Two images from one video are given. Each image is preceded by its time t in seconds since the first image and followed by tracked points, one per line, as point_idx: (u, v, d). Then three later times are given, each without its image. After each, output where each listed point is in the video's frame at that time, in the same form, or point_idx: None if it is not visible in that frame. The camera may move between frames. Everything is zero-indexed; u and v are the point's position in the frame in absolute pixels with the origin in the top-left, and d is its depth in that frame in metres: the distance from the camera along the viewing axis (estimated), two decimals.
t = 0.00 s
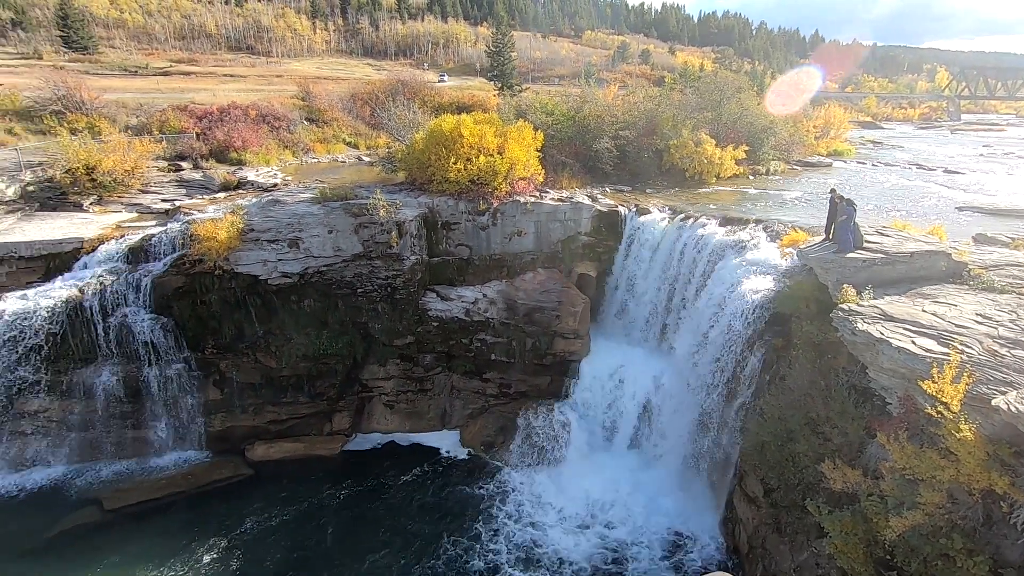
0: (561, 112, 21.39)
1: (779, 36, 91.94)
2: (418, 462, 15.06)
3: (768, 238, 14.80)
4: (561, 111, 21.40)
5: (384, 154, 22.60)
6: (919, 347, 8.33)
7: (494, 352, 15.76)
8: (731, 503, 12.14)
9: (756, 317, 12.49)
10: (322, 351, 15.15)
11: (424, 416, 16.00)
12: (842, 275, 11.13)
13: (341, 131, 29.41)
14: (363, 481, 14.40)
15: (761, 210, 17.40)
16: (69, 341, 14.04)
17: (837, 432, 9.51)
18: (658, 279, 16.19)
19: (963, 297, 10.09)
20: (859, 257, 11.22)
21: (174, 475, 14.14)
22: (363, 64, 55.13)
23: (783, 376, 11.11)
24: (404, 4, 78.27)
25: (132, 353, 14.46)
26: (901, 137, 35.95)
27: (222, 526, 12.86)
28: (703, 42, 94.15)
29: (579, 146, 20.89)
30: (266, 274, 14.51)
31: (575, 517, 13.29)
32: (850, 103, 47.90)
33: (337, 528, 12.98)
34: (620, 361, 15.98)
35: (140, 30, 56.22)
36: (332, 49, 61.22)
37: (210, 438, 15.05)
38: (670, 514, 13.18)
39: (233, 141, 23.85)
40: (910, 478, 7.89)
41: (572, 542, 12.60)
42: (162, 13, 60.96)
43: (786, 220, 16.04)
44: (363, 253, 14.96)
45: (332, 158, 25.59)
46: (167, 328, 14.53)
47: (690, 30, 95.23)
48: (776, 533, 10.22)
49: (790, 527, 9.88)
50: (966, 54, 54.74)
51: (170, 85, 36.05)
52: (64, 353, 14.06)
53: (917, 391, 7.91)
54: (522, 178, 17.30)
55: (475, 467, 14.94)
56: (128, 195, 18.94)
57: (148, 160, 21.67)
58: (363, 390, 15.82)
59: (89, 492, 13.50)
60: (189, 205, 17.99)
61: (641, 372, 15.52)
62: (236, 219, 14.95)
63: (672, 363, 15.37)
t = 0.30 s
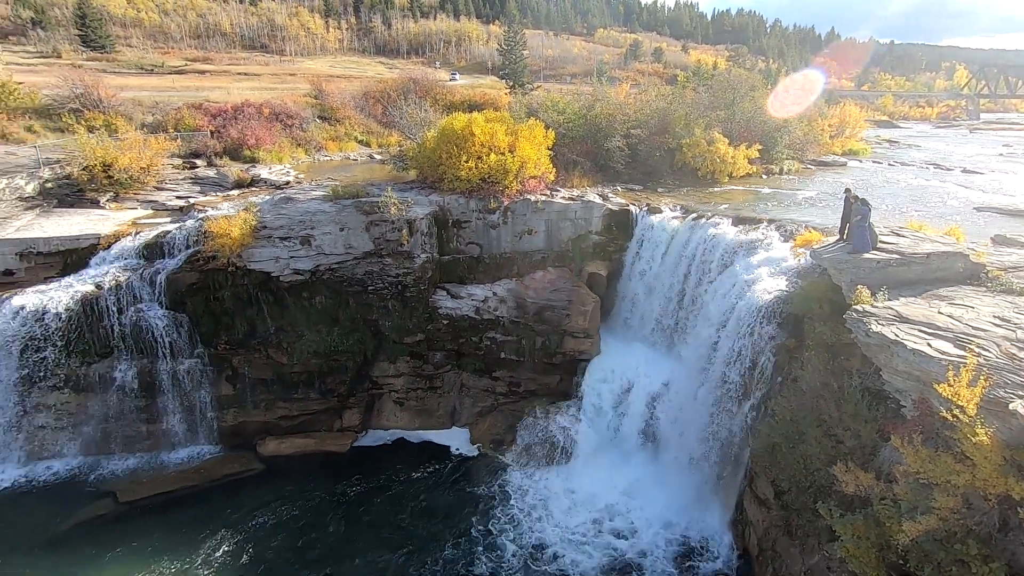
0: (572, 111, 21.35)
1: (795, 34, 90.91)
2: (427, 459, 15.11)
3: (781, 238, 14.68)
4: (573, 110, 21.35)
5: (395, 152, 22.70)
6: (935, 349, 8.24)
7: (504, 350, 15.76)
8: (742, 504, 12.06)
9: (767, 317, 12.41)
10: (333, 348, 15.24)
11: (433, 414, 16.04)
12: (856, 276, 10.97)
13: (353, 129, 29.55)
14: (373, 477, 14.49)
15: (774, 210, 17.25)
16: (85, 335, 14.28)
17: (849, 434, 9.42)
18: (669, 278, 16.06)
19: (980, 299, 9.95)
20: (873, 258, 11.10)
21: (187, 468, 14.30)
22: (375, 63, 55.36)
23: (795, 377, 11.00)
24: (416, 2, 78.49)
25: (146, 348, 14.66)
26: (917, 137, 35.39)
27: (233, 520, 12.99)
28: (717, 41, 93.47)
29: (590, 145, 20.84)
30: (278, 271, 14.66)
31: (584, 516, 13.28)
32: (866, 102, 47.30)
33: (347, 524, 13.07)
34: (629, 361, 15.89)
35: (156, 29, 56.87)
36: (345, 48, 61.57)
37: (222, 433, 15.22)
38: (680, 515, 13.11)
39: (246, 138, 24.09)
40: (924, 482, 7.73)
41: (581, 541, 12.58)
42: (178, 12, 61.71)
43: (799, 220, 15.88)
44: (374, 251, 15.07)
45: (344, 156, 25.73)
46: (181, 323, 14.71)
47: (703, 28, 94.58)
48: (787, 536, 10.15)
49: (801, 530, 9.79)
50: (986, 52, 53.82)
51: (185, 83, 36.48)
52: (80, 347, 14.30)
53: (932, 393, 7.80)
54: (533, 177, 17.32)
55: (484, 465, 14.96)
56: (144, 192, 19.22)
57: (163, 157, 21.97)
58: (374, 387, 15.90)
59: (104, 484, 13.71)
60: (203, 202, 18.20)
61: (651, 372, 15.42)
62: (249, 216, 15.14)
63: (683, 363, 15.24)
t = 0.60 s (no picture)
0: (584, 109, 21.30)
1: (811, 32, 89.86)
2: (437, 456, 15.16)
3: (795, 239, 14.55)
4: (585, 108, 21.28)
5: (407, 150, 22.80)
6: (951, 352, 8.17)
7: (514, 349, 15.76)
8: (752, 507, 11.96)
9: (780, 318, 12.31)
10: (345, 345, 15.35)
11: (443, 411, 16.09)
12: (871, 278, 10.81)
13: (366, 128, 29.64)
14: (383, 474, 14.56)
15: (788, 210, 17.09)
16: (102, 330, 14.52)
17: (862, 438, 9.31)
18: (681, 278, 15.94)
19: (998, 302, 9.80)
20: (888, 260, 10.95)
21: (200, 462, 14.46)
22: (388, 61, 55.59)
23: (808, 379, 10.88)
24: (430, 2, 78.72)
25: (161, 343, 14.85)
26: (937, 137, 34.80)
27: (245, 514, 13.12)
28: (732, 39, 92.70)
29: (602, 144, 20.77)
30: (291, 268, 14.79)
31: (593, 516, 13.24)
32: (883, 101, 46.63)
33: (356, 520, 13.14)
34: (640, 361, 15.82)
35: (173, 28, 57.55)
36: (358, 47, 61.93)
37: (235, 428, 15.38)
38: (690, 516, 13.03)
39: (261, 137, 24.33)
40: (939, 488, 7.57)
41: (590, 541, 12.55)
42: (195, 12, 62.48)
43: (814, 221, 15.72)
44: (386, 249, 15.18)
45: (357, 155, 25.87)
46: (195, 319, 14.88)
47: (718, 27, 93.83)
48: (798, 539, 10.07)
49: (812, 534, 9.72)
50: (1007, 51, 52.88)
51: (201, 82, 36.91)
52: (97, 341, 14.53)
53: (948, 398, 7.69)
54: (544, 176, 17.31)
55: (494, 463, 14.98)
56: (160, 189, 19.51)
57: (179, 154, 22.25)
58: (384, 385, 15.99)
59: (118, 476, 13.91)
60: (217, 200, 18.42)
61: (662, 372, 15.33)
62: (263, 214, 15.43)
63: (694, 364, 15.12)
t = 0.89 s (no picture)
0: (596, 108, 21.24)
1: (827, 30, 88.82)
2: (447, 454, 15.21)
3: (808, 239, 14.39)
4: (596, 107, 21.21)
5: (418, 149, 22.89)
6: (967, 356, 8.06)
7: (523, 348, 15.76)
8: (762, 509, 11.88)
9: (792, 319, 12.22)
10: (355, 342, 15.44)
11: (452, 409, 16.14)
12: (886, 279, 10.67)
13: (378, 126, 29.72)
14: (393, 471, 14.64)
15: (802, 210, 16.91)
16: (118, 325, 14.75)
17: (875, 441, 9.19)
18: (692, 278, 15.83)
19: (1016, 305, 9.64)
20: (903, 261, 10.82)
21: (212, 457, 14.60)
22: (401, 60, 55.75)
23: (820, 381, 10.77)
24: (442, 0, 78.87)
25: (175, 338, 15.05)
26: (955, 137, 34.19)
27: (256, 509, 13.26)
28: (746, 37, 91.89)
29: (613, 143, 20.69)
30: (303, 266, 14.93)
31: (602, 515, 13.24)
32: (900, 100, 45.95)
33: (366, 516, 13.23)
34: (650, 361, 15.74)
35: (189, 27, 58.13)
36: (371, 45, 62.19)
37: (246, 423, 15.53)
38: (701, 518, 12.95)
39: (274, 135, 24.55)
40: (954, 492, 7.45)
41: (599, 540, 12.54)
42: (210, 11, 63.16)
43: (827, 221, 15.55)
44: (396, 247, 15.29)
45: (368, 153, 25.98)
46: (208, 315, 15.05)
47: (732, 25, 93.06)
48: (808, 542, 9.99)
49: (823, 537, 9.62)
50: None
51: (216, 80, 37.31)
52: (113, 336, 14.78)
53: (964, 402, 7.58)
54: (555, 175, 17.29)
55: (502, 461, 15.01)
56: (174, 187, 19.75)
57: (194, 152, 22.51)
58: (394, 382, 16.07)
59: (132, 470, 14.10)
60: (231, 197, 18.61)
61: (672, 373, 15.24)
62: (276, 211, 15.47)
63: (705, 364, 15.01)
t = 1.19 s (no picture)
0: (607, 107, 21.18)
1: (842, 29, 87.76)
2: (455, 453, 15.24)
3: (820, 240, 14.27)
4: (607, 106, 21.14)
5: (429, 148, 22.97)
6: (983, 359, 7.93)
7: (532, 347, 15.76)
8: (772, 511, 11.78)
9: (803, 320, 12.09)
10: (365, 340, 15.54)
11: (461, 408, 16.17)
12: (900, 280, 10.53)
13: (389, 125, 29.81)
14: (402, 468, 14.70)
15: (815, 210, 16.73)
16: (132, 322, 14.97)
17: (887, 444, 9.07)
18: (703, 278, 15.73)
19: None
20: (917, 262, 10.68)
21: (224, 453, 14.74)
22: (412, 59, 55.88)
23: (832, 383, 10.67)
24: None
25: (188, 334, 15.23)
26: (974, 136, 33.60)
27: (267, 504, 13.38)
28: (759, 36, 91.06)
29: (624, 142, 20.61)
30: (314, 264, 15.05)
31: (610, 515, 13.21)
32: (917, 99, 45.29)
33: (374, 513, 13.29)
34: (660, 361, 15.67)
35: (203, 26, 58.67)
36: (382, 45, 62.42)
37: (256, 420, 15.65)
38: (710, 519, 12.88)
39: (286, 134, 24.74)
40: (968, 497, 7.32)
41: (607, 540, 12.51)
42: (224, 11, 63.79)
43: (841, 221, 15.36)
44: (406, 245, 15.36)
45: (380, 152, 26.08)
46: (220, 312, 15.23)
47: (746, 23, 92.29)
48: (818, 546, 9.90)
49: (834, 541, 9.53)
50: None
51: (230, 79, 37.69)
52: (127, 332, 14.99)
53: (979, 406, 7.46)
54: (565, 174, 17.25)
55: (510, 460, 15.01)
56: (188, 185, 19.97)
57: (207, 151, 22.76)
58: (403, 380, 16.14)
59: (145, 464, 14.28)
60: (243, 195, 18.79)
61: (682, 373, 15.17)
62: (287, 210, 15.69)
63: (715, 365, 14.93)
